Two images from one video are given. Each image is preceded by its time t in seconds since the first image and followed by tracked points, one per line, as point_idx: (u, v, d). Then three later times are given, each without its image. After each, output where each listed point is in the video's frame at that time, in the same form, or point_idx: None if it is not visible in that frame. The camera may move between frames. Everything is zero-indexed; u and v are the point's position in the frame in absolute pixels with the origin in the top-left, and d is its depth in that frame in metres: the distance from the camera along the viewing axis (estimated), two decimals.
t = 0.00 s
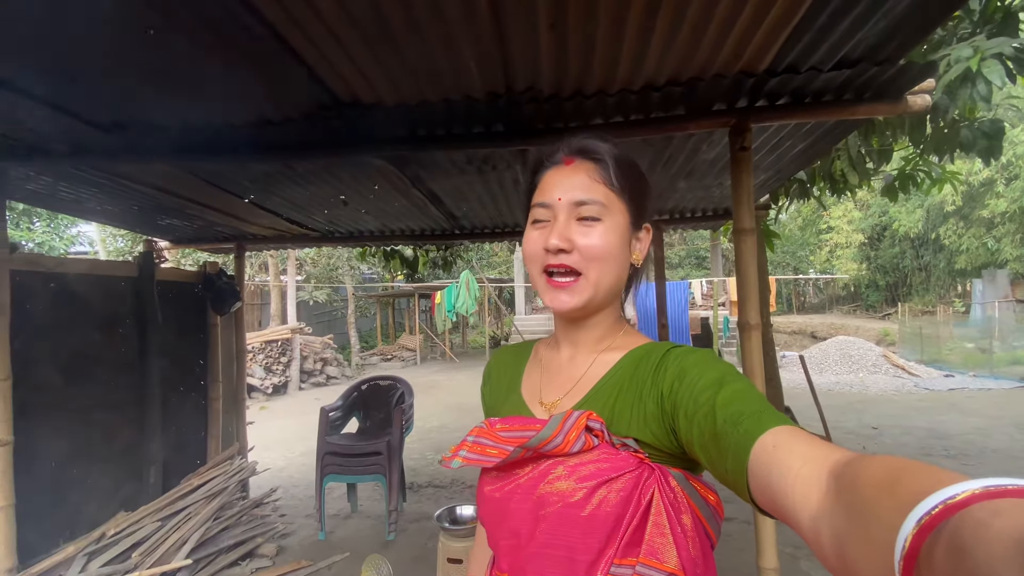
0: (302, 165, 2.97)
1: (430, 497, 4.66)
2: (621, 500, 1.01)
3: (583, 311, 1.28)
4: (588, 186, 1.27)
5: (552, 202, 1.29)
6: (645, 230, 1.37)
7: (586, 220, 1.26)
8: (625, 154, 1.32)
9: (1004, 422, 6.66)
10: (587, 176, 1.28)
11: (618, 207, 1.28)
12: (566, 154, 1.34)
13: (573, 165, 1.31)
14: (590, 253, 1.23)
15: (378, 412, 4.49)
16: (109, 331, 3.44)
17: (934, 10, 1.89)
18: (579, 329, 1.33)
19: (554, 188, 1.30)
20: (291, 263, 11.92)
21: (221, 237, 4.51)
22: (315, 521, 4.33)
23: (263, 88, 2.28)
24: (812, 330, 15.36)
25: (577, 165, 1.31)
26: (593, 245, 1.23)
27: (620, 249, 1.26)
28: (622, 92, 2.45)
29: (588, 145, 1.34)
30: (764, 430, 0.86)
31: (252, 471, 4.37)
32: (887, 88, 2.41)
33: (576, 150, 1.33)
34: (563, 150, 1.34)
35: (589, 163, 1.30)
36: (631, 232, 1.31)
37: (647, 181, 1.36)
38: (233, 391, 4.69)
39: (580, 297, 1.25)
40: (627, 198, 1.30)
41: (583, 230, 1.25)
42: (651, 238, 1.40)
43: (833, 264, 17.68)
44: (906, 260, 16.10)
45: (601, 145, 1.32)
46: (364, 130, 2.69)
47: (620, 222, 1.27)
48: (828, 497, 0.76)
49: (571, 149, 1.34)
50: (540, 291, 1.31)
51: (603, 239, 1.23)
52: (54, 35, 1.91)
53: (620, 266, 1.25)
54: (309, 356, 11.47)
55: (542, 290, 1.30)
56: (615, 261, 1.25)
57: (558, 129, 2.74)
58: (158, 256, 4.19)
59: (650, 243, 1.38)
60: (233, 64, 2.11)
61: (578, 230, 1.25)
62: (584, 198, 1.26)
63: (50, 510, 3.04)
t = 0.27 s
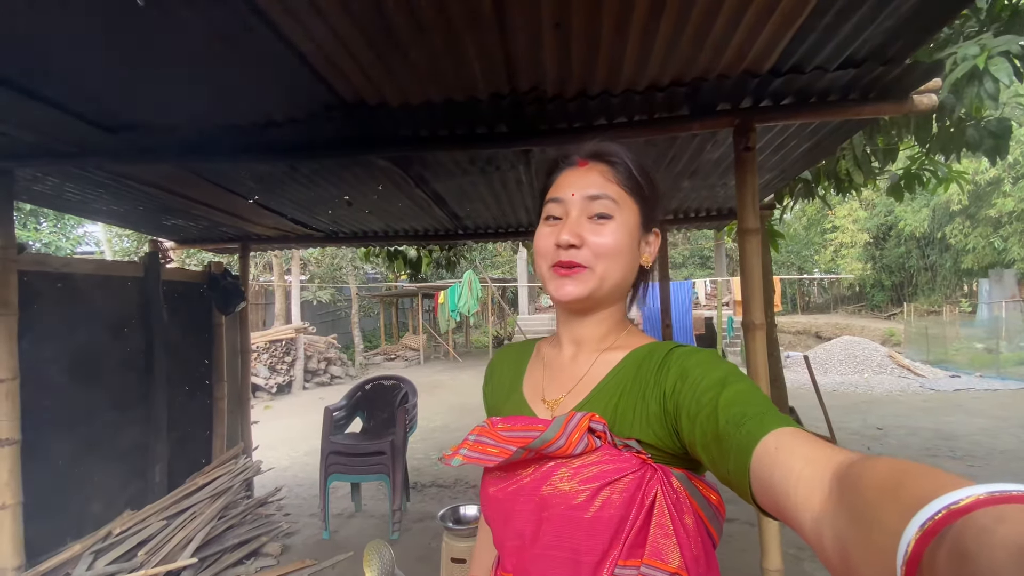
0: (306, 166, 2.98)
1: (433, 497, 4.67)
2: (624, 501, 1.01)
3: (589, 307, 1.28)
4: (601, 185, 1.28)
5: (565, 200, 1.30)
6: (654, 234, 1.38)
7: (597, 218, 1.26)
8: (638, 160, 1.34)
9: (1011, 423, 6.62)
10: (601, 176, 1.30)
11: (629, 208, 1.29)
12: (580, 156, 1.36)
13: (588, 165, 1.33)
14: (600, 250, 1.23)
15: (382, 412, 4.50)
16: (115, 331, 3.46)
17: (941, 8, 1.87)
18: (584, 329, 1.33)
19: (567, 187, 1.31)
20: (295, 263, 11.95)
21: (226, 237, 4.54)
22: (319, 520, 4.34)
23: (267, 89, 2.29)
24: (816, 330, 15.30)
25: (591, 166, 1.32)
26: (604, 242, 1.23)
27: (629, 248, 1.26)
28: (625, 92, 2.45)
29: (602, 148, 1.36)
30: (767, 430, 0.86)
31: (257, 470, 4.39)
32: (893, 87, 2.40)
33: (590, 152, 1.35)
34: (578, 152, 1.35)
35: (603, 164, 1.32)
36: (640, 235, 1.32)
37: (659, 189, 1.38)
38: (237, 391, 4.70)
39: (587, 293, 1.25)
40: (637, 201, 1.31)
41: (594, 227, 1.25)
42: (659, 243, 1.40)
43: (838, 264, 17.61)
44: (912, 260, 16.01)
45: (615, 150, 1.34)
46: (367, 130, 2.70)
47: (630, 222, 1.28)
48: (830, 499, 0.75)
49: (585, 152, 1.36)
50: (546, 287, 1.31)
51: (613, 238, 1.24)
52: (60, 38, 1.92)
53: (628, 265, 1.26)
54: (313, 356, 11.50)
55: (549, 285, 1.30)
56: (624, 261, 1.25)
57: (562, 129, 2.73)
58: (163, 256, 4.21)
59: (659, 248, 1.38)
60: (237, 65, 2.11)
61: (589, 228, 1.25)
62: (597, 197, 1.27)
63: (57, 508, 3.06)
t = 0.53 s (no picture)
0: (306, 164, 2.98)
1: (433, 496, 4.66)
2: (629, 496, 1.00)
3: (594, 307, 1.27)
4: (608, 182, 1.26)
5: (571, 196, 1.28)
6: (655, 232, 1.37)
7: (603, 217, 1.25)
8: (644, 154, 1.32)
9: (1012, 422, 6.61)
10: (608, 172, 1.27)
11: (635, 206, 1.27)
12: (586, 150, 1.33)
13: (594, 160, 1.30)
14: (607, 250, 1.22)
15: (381, 411, 4.50)
16: (114, 329, 3.46)
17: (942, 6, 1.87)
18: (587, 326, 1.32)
19: (573, 182, 1.29)
20: (294, 263, 11.95)
21: (226, 236, 4.54)
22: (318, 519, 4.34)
23: (267, 87, 2.29)
24: (816, 330, 15.30)
25: (598, 161, 1.30)
26: (610, 242, 1.22)
27: (635, 248, 1.25)
28: (625, 90, 2.45)
29: (608, 143, 1.33)
30: (773, 424, 0.85)
31: (256, 469, 4.39)
32: (895, 84, 2.39)
33: (597, 147, 1.33)
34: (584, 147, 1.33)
35: (610, 159, 1.30)
36: (646, 232, 1.31)
37: (664, 185, 1.36)
38: (237, 390, 4.70)
39: (593, 293, 1.25)
40: (644, 198, 1.30)
41: (601, 226, 1.24)
42: (662, 240, 1.40)
43: (838, 263, 17.60)
44: (912, 260, 16.00)
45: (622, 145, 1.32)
46: (367, 129, 2.70)
47: (637, 221, 1.26)
48: (837, 494, 0.75)
49: (591, 146, 1.33)
50: (552, 286, 1.30)
51: (620, 237, 1.22)
52: (60, 36, 1.92)
53: (635, 265, 1.25)
54: (313, 356, 11.50)
55: (554, 285, 1.29)
56: (630, 261, 1.24)
57: (562, 126, 2.73)
58: (163, 255, 4.21)
59: (663, 244, 1.38)
60: (237, 64, 2.12)
61: (595, 226, 1.24)
62: (604, 195, 1.25)
63: (57, 507, 3.07)
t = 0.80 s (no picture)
0: (303, 161, 2.96)
1: (430, 494, 4.65)
2: (640, 499, 0.99)
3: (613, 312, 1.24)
4: (624, 181, 1.22)
5: (586, 196, 1.22)
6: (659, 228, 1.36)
7: (622, 219, 1.21)
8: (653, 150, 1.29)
9: (1007, 421, 6.63)
10: (624, 170, 1.23)
11: (650, 205, 1.25)
12: (593, 144, 1.27)
13: (607, 157, 1.24)
14: (629, 255, 1.18)
15: (378, 410, 4.49)
16: (110, 327, 3.44)
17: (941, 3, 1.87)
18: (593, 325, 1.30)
19: (587, 180, 1.23)
20: (291, 261, 11.92)
21: (222, 234, 4.53)
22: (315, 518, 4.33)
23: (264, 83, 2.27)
24: (812, 329, 15.33)
25: (610, 157, 1.25)
26: (633, 246, 1.19)
27: (653, 250, 1.23)
28: (624, 87, 2.44)
29: (616, 136, 1.27)
30: (789, 425, 0.85)
31: (253, 468, 4.37)
32: (893, 83, 2.39)
33: (606, 142, 1.27)
34: (590, 140, 1.26)
35: (623, 156, 1.24)
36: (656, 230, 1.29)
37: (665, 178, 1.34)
38: (233, 388, 4.68)
39: (614, 299, 1.21)
40: (656, 195, 1.27)
41: (621, 229, 1.20)
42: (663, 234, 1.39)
43: (835, 262, 17.65)
44: (908, 259, 16.05)
45: (630, 138, 1.27)
46: (365, 125, 2.68)
47: (654, 222, 1.24)
48: (858, 496, 0.73)
49: (600, 141, 1.27)
50: (568, 290, 1.25)
51: (642, 240, 1.19)
52: (55, 31, 1.91)
53: (653, 267, 1.23)
54: (309, 354, 11.46)
55: (571, 290, 1.24)
56: (650, 263, 1.22)
57: (561, 124, 2.72)
58: (158, 252, 4.18)
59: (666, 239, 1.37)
60: (234, 59, 2.10)
61: (616, 229, 1.20)
62: (623, 195, 1.21)
63: (52, 506, 3.05)
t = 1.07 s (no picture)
0: (301, 159, 2.98)
1: (427, 491, 4.68)
2: (635, 495, 1.01)
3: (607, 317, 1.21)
4: (612, 182, 1.17)
5: (573, 201, 1.19)
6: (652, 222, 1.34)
7: (612, 222, 1.17)
8: (642, 143, 1.24)
9: (1001, 419, 6.68)
10: (611, 170, 1.19)
11: (641, 204, 1.20)
12: (577, 141, 1.23)
13: (593, 157, 1.20)
14: (620, 260, 1.15)
15: (376, 407, 4.51)
16: (108, 324, 3.45)
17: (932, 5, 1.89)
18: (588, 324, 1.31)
19: (573, 183, 1.20)
20: (289, 259, 11.92)
21: (220, 231, 4.55)
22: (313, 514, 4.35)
23: (262, 81, 2.29)
24: (809, 327, 15.39)
25: (597, 156, 1.20)
26: (624, 251, 1.15)
27: (645, 251, 1.20)
28: (620, 87, 2.46)
29: (602, 133, 1.22)
30: (783, 421, 0.85)
31: (251, 465, 4.39)
32: (886, 83, 2.41)
33: (592, 139, 1.22)
34: (575, 137, 1.22)
35: (609, 155, 1.20)
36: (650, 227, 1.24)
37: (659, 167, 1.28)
38: (232, 385, 4.70)
39: (607, 305, 1.18)
40: (648, 192, 1.22)
41: (610, 233, 1.16)
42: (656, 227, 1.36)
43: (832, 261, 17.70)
44: (904, 257, 16.11)
45: (617, 132, 1.22)
46: (362, 124, 2.70)
47: (644, 222, 1.20)
48: (850, 492, 0.73)
49: (586, 139, 1.22)
50: (560, 298, 1.22)
51: (632, 244, 1.16)
52: (53, 29, 1.92)
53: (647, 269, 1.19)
54: (307, 352, 11.49)
55: (563, 298, 1.21)
56: (643, 266, 1.18)
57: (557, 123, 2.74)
58: (157, 249, 4.20)
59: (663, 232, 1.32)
60: (231, 58, 2.12)
61: (604, 233, 1.16)
62: (610, 198, 1.17)
63: (51, 502, 3.07)
